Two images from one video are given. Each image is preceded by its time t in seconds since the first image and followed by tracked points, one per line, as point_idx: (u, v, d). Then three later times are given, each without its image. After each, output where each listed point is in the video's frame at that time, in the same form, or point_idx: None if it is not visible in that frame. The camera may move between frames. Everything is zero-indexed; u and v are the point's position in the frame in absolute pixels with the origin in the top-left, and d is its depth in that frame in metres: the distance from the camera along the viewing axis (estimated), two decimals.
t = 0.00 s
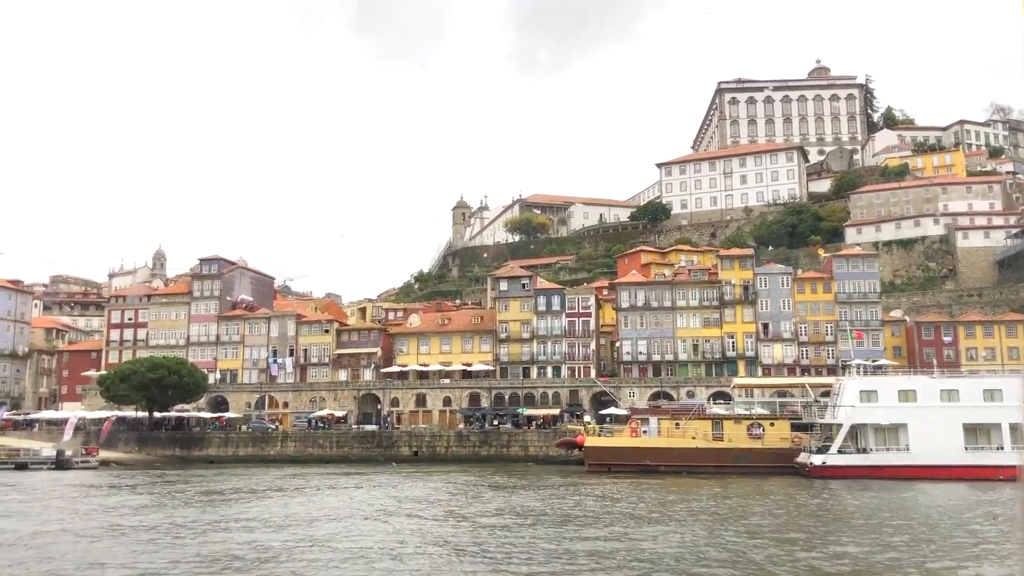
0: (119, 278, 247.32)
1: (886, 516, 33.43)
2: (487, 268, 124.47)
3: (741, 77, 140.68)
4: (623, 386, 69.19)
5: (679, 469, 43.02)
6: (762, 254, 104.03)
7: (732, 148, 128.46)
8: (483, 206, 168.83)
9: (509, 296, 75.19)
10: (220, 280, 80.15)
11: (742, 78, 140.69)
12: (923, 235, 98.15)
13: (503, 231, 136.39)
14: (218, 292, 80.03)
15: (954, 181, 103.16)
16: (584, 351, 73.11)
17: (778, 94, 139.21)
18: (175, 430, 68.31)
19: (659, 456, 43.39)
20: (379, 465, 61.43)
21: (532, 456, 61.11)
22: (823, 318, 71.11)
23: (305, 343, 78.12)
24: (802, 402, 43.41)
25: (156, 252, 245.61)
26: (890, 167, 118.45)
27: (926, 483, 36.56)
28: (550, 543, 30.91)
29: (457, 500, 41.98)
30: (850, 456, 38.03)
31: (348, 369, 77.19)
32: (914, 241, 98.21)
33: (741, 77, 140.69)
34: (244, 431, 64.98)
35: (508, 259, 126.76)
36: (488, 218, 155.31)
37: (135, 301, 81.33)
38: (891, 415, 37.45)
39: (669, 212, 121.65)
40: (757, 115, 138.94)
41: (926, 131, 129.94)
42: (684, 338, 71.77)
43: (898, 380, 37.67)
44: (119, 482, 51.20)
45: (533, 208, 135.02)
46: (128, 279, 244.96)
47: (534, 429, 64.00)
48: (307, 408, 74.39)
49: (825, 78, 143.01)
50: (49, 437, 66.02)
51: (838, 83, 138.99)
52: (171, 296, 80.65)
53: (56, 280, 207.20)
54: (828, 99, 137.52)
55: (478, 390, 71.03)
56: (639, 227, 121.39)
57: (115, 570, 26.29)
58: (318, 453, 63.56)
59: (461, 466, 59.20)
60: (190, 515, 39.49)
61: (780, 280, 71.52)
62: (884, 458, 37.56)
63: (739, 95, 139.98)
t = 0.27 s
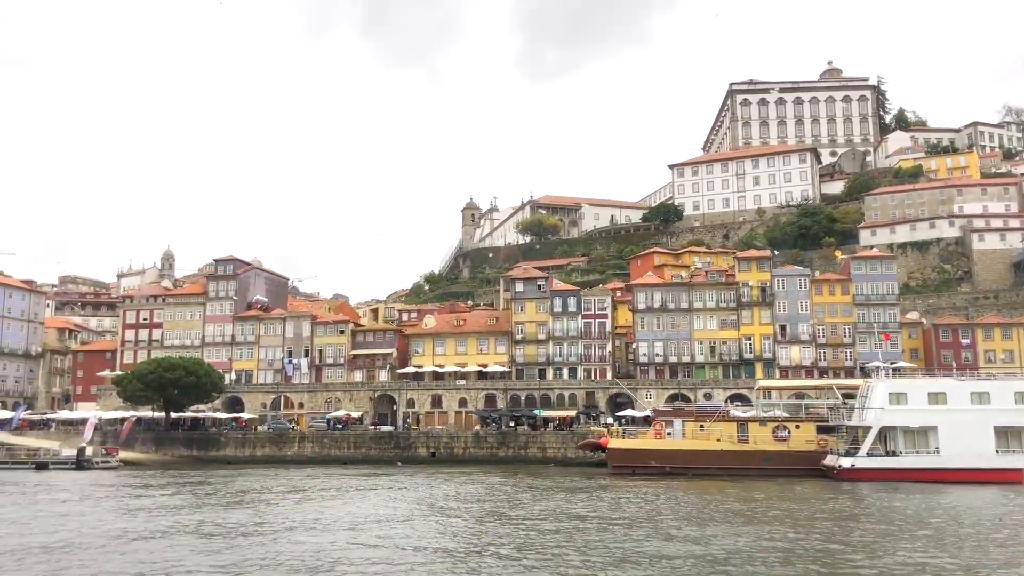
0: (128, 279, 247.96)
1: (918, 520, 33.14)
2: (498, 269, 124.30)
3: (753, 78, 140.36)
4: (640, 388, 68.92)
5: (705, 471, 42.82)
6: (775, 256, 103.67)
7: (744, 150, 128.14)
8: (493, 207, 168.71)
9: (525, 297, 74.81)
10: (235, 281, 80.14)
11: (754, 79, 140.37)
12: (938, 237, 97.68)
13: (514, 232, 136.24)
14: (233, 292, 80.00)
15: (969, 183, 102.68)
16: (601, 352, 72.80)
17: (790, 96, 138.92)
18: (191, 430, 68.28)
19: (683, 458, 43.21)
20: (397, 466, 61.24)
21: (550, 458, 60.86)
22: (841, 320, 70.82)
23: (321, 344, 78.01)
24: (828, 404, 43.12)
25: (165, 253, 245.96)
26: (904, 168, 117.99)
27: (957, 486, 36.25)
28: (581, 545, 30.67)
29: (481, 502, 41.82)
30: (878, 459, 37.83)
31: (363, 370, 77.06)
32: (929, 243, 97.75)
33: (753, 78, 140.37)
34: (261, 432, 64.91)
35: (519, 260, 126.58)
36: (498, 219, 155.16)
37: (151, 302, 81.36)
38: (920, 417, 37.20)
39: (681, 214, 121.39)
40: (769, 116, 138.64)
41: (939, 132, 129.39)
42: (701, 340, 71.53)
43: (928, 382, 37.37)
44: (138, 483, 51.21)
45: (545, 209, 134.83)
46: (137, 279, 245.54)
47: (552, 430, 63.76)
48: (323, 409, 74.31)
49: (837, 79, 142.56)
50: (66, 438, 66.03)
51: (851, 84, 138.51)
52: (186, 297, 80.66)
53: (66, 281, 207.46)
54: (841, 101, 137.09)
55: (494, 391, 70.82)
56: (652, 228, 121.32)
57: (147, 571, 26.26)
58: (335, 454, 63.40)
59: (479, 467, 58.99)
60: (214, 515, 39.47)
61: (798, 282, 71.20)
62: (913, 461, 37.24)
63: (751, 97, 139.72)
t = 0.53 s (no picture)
0: (137, 277, 248.30)
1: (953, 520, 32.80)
2: (510, 267, 124.09)
3: (765, 76, 139.94)
4: (658, 387, 68.71)
5: (731, 470, 42.65)
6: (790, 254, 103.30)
7: (757, 148, 127.76)
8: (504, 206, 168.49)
9: (542, 296, 74.44)
10: (251, 279, 80.16)
11: (767, 77, 139.94)
12: (954, 235, 97.19)
13: (526, 230, 135.98)
14: (249, 290, 80.03)
15: (985, 181, 102.17)
16: (618, 351, 72.43)
17: (802, 94, 138.51)
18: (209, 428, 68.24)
19: (709, 457, 43.03)
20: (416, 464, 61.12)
21: (569, 456, 60.66)
22: (860, 319, 70.57)
23: (337, 342, 78.03)
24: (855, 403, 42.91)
25: (175, 251, 246.36)
26: (918, 166, 117.49)
27: (989, 486, 35.93)
28: (614, 545, 30.39)
29: (508, 501, 41.73)
30: (909, 458, 37.65)
31: (380, 368, 77.02)
32: (945, 241, 97.24)
33: (765, 76, 139.94)
34: (279, 430, 64.90)
35: (531, 258, 126.35)
36: (509, 218, 154.89)
37: (167, 300, 81.37)
38: (952, 416, 37.08)
39: (694, 212, 121.05)
40: (782, 114, 138.28)
41: (953, 130, 128.77)
42: (719, 339, 71.29)
43: (960, 381, 37.24)
44: (161, 481, 51.25)
45: (556, 207, 134.52)
46: (146, 277, 245.97)
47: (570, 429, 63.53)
48: (339, 407, 74.31)
49: (850, 77, 142.01)
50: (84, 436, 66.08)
51: (864, 82, 137.92)
52: (202, 295, 80.70)
53: (76, 279, 207.78)
54: (854, 98, 136.55)
55: (511, 390, 70.62)
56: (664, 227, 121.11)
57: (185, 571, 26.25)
58: (353, 452, 63.35)
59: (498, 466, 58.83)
60: (242, 515, 39.46)
61: (816, 281, 70.99)
62: (945, 461, 36.91)
63: (763, 95, 139.37)
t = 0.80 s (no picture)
0: (147, 275, 249.01)
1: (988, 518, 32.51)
2: (524, 265, 123.97)
3: (778, 73, 139.45)
4: (677, 385, 68.51)
5: (757, 469, 42.36)
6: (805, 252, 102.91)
7: (770, 145, 127.38)
8: (515, 204, 168.32)
9: (559, 294, 74.25)
10: (268, 277, 80.22)
11: (780, 74, 139.45)
12: (972, 233, 96.67)
13: (538, 228, 135.81)
14: (266, 288, 80.11)
15: (1002, 178, 101.55)
16: (636, 349, 72.18)
17: (816, 91, 137.92)
18: (228, 426, 68.31)
19: (736, 455, 42.79)
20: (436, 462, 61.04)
21: (589, 455, 60.53)
22: (880, 316, 70.24)
23: (354, 340, 78.18)
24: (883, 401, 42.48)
25: (185, 250, 247.03)
26: (934, 163, 116.86)
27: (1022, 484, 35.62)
28: (647, 541, 30.21)
29: (533, 500, 41.53)
30: (941, 456, 37.36)
31: (397, 365, 77.08)
32: (962, 239, 96.72)
33: (778, 73, 139.46)
34: (298, 427, 64.96)
35: (545, 256, 126.20)
36: (521, 216, 154.74)
37: (183, 298, 81.44)
38: (984, 415, 36.86)
39: (708, 210, 120.75)
40: (795, 111, 137.80)
41: (968, 127, 128.05)
42: (738, 336, 71.03)
43: (992, 379, 37.04)
44: (184, 478, 51.28)
45: (569, 205, 134.25)
46: (157, 276, 246.72)
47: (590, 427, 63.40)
48: (357, 405, 74.39)
49: (863, 74, 141.37)
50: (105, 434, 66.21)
51: (877, 79, 137.16)
52: (219, 293, 80.82)
53: (88, 278, 208.40)
54: (868, 95, 135.89)
55: (528, 388, 70.47)
56: (678, 224, 120.90)
57: (224, 565, 26.20)
58: (373, 449, 63.35)
59: (519, 464, 58.74)
60: (270, 512, 39.45)
61: (836, 278, 70.74)
62: (977, 458, 36.63)
63: (777, 92, 138.92)
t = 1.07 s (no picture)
0: (158, 276, 249.60)
1: None
2: (536, 265, 123.82)
3: (791, 73, 139.05)
4: (696, 385, 68.28)
5: (785, 469, 42.12)
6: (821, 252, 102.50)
7: (784, 145, 127.00)
8: (526, 204, 168.26)
9: (576, 294, 74.02)
10: (285, 277, 80.32)
11: (793, 73, 139.04)
12: (989, 233, 96.11)
13: (551, 228, 135.62)
14: (283, 288, 80.22)
15: (1019, 177, 100.92)
16: (654, 349, 71.92)
17: (829, 90, 137.40)
18: (246, 426, 68.34)
19: (763, 455, 42.56)
20: (455, 462, 60.94)
21: (609, 455, 60.37)
22: (900, 316, 69.87)
23: (371, 340, 78.27)
24: (912, 401, 42.28)
25: (195, 250, 247.67)
26: (949, 163, 116.29)
27: None
28: (680, 540, 30.05)
29: (559, 501, 41.39)
30: (973, 457, 37.18)
31: (414, 365, 77.08)
32: (979, 238, 96.16)
33: (791, 73, 139.04)
34: (318, 427, 64.97)
35: (557, 256, 126.02)
36: (533, 216, 154.62)
37: (200, 298, 81.56)
38: (1017, 415, 36.70)
39: (721, 210, 120.47)
40: (808, 111, 137.34)
41: (983, 126, 127.34)
42: (757, 336, 70.80)
43: None
44: (207, 478, 51.31)
45: (581, 205, 133.99)
46: (167, 276, 247.32)
47: (609, 427, 63.22)
48: (375, 405, 74.45)
49: (877, 73, 140.75)
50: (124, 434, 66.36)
51: (891, 78, 136.44)
52: (236, 293, 80.98)
53: (100, 278, 209.09)
54: (881, 95, 135.20)
55: (546, 388, 70.32)
56: (692, 224, 120.66)
57: (265, 565, 26.13)
58: (392, 449, 63.33)
59: (539, 464, 58.62)
60: (299, 513, 39.42)
61: (855, 278, 70.42)
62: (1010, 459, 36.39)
63: (790, 91, 138.52)
